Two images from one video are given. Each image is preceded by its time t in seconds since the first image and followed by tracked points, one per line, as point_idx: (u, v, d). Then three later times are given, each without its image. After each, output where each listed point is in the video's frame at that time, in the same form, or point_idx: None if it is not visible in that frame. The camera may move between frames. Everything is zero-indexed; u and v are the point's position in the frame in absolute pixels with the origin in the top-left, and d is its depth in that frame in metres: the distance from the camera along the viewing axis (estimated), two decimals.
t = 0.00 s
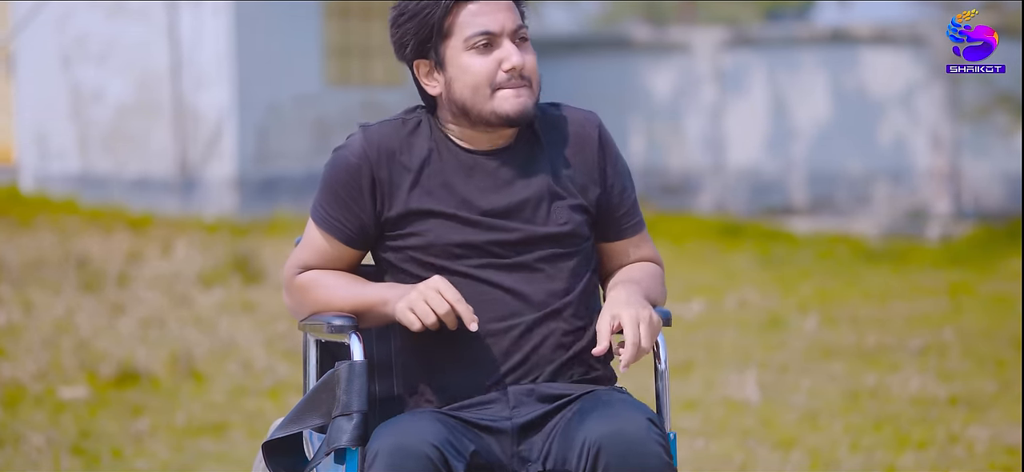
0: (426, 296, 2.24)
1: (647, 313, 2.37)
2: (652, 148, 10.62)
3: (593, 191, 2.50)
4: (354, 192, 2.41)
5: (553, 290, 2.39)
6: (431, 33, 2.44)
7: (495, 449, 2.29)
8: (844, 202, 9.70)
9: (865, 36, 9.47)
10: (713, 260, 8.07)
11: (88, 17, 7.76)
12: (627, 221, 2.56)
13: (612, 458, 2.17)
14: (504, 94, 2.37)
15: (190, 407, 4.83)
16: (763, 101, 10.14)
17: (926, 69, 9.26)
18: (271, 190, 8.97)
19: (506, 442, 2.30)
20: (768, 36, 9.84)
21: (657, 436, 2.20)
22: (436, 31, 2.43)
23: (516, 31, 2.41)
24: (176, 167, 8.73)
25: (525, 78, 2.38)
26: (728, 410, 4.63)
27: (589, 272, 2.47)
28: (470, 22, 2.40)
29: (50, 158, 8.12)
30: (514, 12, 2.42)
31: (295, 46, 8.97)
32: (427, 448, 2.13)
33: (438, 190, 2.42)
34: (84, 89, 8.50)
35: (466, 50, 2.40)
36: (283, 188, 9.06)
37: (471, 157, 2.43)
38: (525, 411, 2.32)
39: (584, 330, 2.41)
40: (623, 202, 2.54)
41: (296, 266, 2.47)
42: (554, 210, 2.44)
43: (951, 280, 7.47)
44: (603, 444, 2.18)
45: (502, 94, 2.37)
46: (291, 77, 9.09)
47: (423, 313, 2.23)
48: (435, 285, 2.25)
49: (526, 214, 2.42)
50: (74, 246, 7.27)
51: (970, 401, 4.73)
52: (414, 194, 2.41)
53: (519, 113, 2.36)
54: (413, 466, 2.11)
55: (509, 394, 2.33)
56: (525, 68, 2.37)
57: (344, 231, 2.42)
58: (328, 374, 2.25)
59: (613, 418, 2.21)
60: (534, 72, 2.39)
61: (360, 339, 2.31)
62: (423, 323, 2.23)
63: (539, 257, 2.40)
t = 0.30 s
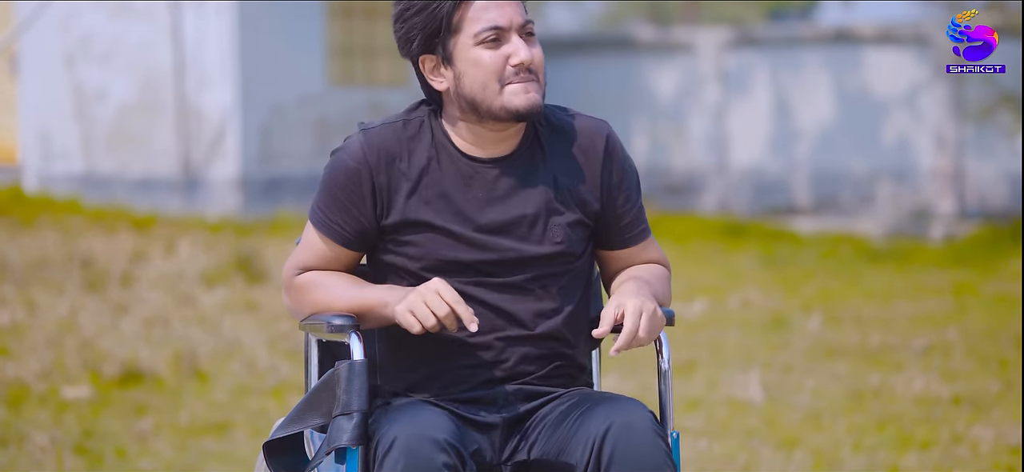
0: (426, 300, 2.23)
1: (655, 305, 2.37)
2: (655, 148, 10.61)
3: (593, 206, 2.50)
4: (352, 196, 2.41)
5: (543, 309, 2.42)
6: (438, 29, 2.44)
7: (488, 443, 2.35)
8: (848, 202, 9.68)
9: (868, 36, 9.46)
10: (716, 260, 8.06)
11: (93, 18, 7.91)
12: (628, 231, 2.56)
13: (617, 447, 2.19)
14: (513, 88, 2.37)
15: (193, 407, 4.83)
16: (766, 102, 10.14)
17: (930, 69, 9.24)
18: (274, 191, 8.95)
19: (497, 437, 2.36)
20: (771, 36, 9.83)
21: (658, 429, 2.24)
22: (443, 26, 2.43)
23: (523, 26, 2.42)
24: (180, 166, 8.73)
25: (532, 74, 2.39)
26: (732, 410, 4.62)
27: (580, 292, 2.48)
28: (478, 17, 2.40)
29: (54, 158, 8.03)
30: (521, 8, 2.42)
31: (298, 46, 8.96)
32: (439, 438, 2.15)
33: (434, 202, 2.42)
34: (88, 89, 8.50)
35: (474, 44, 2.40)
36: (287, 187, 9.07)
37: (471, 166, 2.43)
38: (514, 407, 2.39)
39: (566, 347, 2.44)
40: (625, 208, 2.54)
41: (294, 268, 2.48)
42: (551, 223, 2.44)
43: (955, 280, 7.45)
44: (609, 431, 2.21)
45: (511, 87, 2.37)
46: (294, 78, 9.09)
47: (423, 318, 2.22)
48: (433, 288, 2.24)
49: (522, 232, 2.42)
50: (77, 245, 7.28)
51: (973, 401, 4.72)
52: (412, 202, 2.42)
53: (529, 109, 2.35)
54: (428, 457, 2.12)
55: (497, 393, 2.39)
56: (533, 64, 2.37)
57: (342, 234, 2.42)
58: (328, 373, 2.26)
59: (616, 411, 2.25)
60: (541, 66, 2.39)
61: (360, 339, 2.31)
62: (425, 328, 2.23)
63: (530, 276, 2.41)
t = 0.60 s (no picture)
0: (447, 278, 2.25)
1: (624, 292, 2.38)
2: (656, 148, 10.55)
3: (579, 200, 2.56)
4: (357, 189, 2.44)
5: (530, 320, 2.44)
6: (430, 55, 2.49)
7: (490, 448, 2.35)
8: (847, 203, 9.69)
9: (868, 36, 9.46)
10: (716, 260, 8.07)
11: (94, 18, 7.76)
12: (602, 229, 2.59)
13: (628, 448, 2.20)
14: (503, 115, 2.41)
15: (192, 407, 4.83)
16: (765, 101, 10.08)
17: (930, 69, 9.23)
18: (274, 190, 9.02)
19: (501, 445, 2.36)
20: (771, 35, 9.82)
21: (670, 432, 2.24)
22: (435, 52, 2.49)
23: (513, 54, 2.47)
24: (179, 166, 8.73)
25: (522, 100, 2.44)
26: (731, 410, 4.62)
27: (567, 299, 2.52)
28: (468, 46, 2.46)
29: (53, 157, 7.86)
30: (509, 35, 2.48)
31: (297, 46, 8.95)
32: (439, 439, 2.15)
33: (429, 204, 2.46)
34: (87, 90, 8.40)
35: (464, 72, 2.45)
36: (286, 188, 9.08)
37: (464, 176, 2.47)
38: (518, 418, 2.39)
39: (562, 361, 2.48)
40: (607, 201, 2.58)
41: (291, 270, 2.46)
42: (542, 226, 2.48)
43: (954, 281, 7.46)
44: (622, 431, 2.22)
45: (500, 115, 2.42)
46: (294, 77, 9.09)
47: (448, 295, 2.24)
48: (449, 268, 2.26)
49: (514, 237, 2.45)
50: (77, 245, 7.29)
51: (972, 401, 4.72)
52: (412, 197, 2.46)
53: (518, 137, 2.40)
54: (428, 458, 2.12)
55: (500, 403, 2.40)
56: (522, 91, 2.43)
57: (346, 229, 2.43)
58: (327, 375, 2.25)
59: (628, 413, 2.25)
60: (530, 93, 2.45)
61: (360, 339, 2.30)
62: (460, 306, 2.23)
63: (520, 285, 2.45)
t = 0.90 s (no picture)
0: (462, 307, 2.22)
1: (595, 301, 2.32)
2: (657, 149, 10.54)
3: (582, 194, 2.58)
4: (367, 183, 2.47)
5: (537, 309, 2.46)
6: (441, 59, 2.52)
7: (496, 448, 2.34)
8: (848, 203, 9.65)
9: (870, 36, 9.47)
10: (717, 261, 8.06)
11: (95, 17, 7.89)
12: (602, 227, 2.59)
13: (638, 450, 2.17)
14: (512, 119, 2.45)
15: (194, 408, 4.83)
16: (767, 101, 10.09)
17: (931, 69, 9.23)
18: (275, 191, 8.97)
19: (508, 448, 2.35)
20: (772, 36, 9.83)
21: (680, 436, 2.21)
22: (447, 57, 2.51)
23: (523, 59, 2.50)
24: (180, 167, 8.71)
25: (531, 105, 2.47)
26: (733, 411, 4.62)
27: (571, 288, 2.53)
28: (479, 51, 2.48)
29: (55, 158, 7.98)
30: (521, 40, 2.51)
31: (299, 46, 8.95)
32: (443, 442, 2.14)
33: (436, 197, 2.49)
34: (88, 90, 8.42)
35: (475, 76, 2.48)
36: (287, 188, 9.08)
37: (470, 171, 2.50)
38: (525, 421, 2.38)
39: (568, 363, 2.48)
40: (608, 197, 2.59)
41: (300, 272, 2.43)
42: (547, 217, 2.51)
43: (956, 281, 7.46)
44: (631, 434, 2.20)
45: (509, 119, 2.45)
46: (296, 78, 9.10)
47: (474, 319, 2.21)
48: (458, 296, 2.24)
49: (518, 228, 2.47)
50: (78, 246, 7.29)
51: (974, 402, 4.72)
52: (419, 191, 2.49)
53: (527, 140, 2.44)
54: (434, 461, 2.12)
55: (505, 405, 2.39)
56: (532, 96, 2.46)
57: (354, 218, 2.44)
58: (329, 378, 2.25)
59: (638, 416, 2.23)
60: (540, 98, 2.48)
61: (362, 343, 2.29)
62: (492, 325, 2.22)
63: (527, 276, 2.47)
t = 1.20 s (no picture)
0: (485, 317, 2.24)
1: (576, 305, 2.32)
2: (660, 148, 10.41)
3: (580, 196, 2.59)
4: (370, 188, 2.49)
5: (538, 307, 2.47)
6: (438, 71, 2.53)
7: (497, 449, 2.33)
8: (849, 203, 9.63)
9: (871, 36, 9.47)
10: (718, 261, 8.06)
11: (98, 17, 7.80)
12: (602, 228, 2.59)
13: (637, 451, 2.17)
14: (507, 130, 2.46)
15: (195, 408, 4.84)
16: (769, 101, 10.08)
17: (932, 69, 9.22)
18: (277, 191, 8.97)
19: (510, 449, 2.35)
20: (774, 36, 9.84)
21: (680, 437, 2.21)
22: (442, 68, 2.52)
23: (519, 68, 2.50)
24: (181, 167, 8.69)
25: (527, 115, 2.48)
26: (734, 411, 4.63)
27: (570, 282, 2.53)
28: (474, 63, 2.48)
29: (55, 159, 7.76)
30: (517, 50, 2.51)
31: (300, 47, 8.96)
32: (443, 443, 2.14)
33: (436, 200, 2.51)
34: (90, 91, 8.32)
35: (470, 88, 2.49)
36: (289, 188, 9.09)
37: (470, 177, 2.52)
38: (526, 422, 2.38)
39: (569, 364, 2.49)
40: (607, 199, 2.60)
41: (308, 270, 2.41)
42: (545, 215, 2.53)
43: (957, 281, 7.46)
44: (631, 436, 2.20)
45: (504, 130, 2.46)
46: (298, 79, 9.13)
47: (501, 324, 2.24)
48: (477, 304, 2.25)
49: (516, 226, 2.49)
50: (79, 246, 7.30)
51: (976, 403, 4.72)
52: (419, 196, 2.51)
53: (522, 150, 2.46)
54: (435, 461, 2.11)
55: (506, 406, 2.39)
56: (526, 107, 2.46)
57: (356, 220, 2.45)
58: (332, 379, 2.26)
59: (638, 418, 2.23)
60: (535, 107, 2.48)
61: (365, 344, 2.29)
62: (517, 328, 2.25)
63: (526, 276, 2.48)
